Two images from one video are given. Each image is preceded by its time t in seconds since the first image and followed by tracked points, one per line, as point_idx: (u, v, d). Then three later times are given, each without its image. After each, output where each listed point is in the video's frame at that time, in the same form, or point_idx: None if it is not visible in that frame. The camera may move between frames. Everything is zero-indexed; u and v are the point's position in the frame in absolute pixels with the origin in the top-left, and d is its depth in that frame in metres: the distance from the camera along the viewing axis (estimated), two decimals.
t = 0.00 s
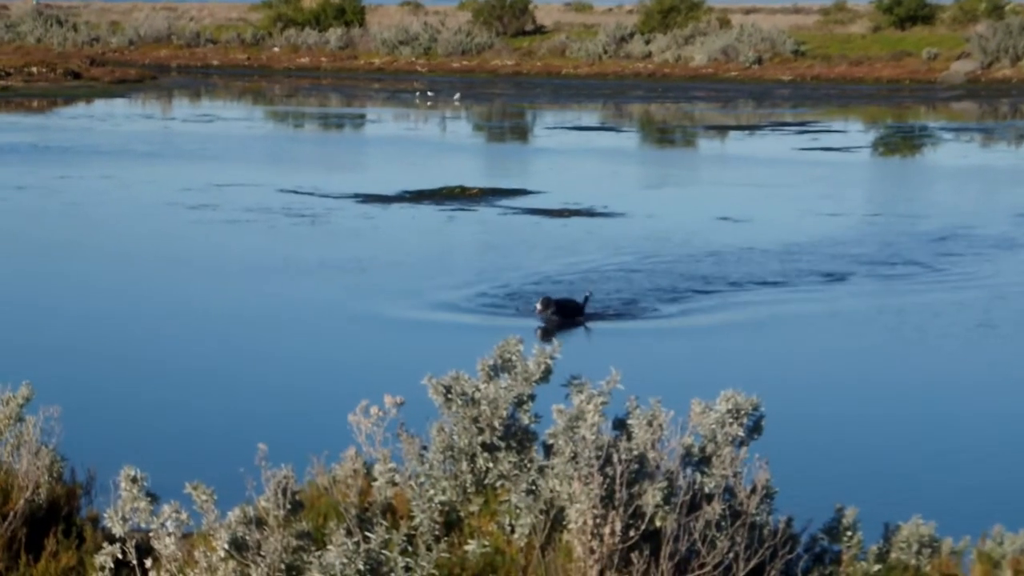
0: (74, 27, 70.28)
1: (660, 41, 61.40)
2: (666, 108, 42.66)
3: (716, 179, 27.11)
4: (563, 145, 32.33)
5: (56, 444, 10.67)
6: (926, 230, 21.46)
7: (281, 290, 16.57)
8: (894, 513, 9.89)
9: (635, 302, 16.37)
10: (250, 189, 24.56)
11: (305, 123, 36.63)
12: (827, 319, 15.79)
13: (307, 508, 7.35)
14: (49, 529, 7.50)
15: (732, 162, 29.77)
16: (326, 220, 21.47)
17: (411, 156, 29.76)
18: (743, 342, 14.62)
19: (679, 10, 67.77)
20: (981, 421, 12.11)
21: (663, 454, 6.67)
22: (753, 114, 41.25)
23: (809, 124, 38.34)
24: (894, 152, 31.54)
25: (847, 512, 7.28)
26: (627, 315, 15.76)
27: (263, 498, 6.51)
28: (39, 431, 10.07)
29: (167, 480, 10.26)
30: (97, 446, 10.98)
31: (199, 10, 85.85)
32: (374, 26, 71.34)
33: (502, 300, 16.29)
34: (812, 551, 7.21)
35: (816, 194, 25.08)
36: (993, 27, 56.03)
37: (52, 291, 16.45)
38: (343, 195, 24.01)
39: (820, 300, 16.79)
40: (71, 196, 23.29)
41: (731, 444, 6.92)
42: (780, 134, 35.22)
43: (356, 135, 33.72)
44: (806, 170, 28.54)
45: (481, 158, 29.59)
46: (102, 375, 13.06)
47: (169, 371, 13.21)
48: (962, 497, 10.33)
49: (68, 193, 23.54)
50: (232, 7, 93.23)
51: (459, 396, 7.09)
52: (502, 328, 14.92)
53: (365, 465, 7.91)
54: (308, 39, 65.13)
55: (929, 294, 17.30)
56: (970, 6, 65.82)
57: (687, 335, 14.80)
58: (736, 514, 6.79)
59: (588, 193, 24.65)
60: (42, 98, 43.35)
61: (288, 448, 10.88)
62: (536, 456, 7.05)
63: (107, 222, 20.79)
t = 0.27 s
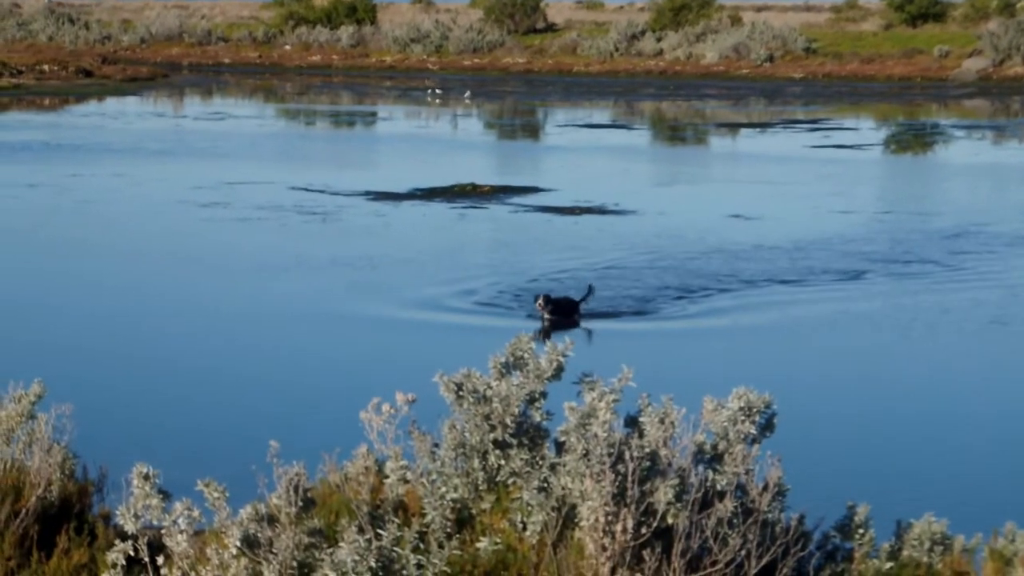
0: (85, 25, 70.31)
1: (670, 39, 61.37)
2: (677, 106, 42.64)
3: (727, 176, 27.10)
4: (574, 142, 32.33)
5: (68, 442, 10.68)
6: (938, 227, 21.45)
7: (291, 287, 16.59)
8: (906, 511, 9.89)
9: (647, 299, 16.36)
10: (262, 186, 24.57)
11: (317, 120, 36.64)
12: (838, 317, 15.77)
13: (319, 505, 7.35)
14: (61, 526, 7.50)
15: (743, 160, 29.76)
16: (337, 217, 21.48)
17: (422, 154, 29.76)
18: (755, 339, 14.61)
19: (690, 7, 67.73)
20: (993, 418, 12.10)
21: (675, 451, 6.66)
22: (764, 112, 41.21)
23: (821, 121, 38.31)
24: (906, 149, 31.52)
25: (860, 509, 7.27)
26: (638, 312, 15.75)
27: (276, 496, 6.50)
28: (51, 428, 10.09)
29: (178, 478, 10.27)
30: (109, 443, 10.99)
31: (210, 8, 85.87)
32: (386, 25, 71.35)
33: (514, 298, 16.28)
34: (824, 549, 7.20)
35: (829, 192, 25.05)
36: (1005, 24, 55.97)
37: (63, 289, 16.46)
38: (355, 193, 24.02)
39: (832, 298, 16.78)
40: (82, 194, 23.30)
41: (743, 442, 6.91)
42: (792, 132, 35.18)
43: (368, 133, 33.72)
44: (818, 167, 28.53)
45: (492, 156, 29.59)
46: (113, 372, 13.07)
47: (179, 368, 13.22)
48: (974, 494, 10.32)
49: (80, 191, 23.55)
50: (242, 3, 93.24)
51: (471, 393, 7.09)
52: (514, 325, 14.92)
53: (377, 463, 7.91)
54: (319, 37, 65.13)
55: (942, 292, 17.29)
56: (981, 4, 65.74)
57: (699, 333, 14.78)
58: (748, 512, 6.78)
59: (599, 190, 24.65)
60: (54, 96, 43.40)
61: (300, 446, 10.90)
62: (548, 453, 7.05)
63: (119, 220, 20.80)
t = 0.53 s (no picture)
0: (92, 21, 70.39)
1: (676, 36, 61.32)
2: (682, 104, 42.62)
3: (732, 174, 27.12)
4: (581, 139, 32.36)
5: (73, 438, 10.68)
6: (943, 225, 21.45)
7: (296, 284, 16.60)
8: (909, 508, 9.91)
9: (652, 296, 16.36)
10: (267, 183, 24.60)
11: (322, 117, 36.67)
12: (844, 315, 15.76)
13: (324, 502, 7.35)
14: (65, 522, 7.51)
15: (748, 157, 29.74)
16: (342, 214, 21.48)
17: (428, 151, 29.78)
18: (760, 337, 14.60)
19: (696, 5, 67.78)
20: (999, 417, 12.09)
21: (680, 448, 6.66)
22: (770, 110, 41.17)
23: (826, 119, 38.32)
24: (911, 147, 31.52)
25: (866, 509, 7.28)
26: (643, 309, 15.76)
27: (281, 492, 6.49)
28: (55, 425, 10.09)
29: (183, 475, 10.28)
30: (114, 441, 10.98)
31: (216, 5, 85.88)
32: (391, 21, 71.36)
33: (519, 295, 16.28)
34: (829, 546, 7.19)
35: (834, 190, 25.03)
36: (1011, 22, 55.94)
37: (68, 285, 16.46)
38: (360, 189, 24.04)
39: (837, 295, 16.77)
40: (87, 191, 23.33)
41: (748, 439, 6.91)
42: (797, 130, 35.14)
43: (374, 130, 33.76)
44: (823, 164, 28.53)
45: (498, 153, 29.62)
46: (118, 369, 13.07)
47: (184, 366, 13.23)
48: (979, 491, 10.33)
49: (86, 188, 23.56)
50: None
51: (476, 390, 7.10)
52: (519, 322, 14.92)
53: (381, 459, 7.92)
54: (325, 33, 65.17)
55: (948, 289, 17.28)
56: (987, 2, 65.66)
57: (703, 330, 14.77)
58: (753, 509, 6.79)
59: (603, 187, 24.66)
60: (59, 92, 43.41)
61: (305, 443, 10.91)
62: (553, 450, 7.05)
63: (124, 216, 20.82)
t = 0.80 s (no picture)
0: (93, 18, 70.40)
1: (676, 35, 61.30)
2: (683, 101, 42.62)
3: (732, 172, 27.11)
4: (581, 137, 32.36)
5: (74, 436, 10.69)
6: (943, 223, 21.45)
7: (296, 281, 16.62)
8: (910, 506, 9.92)
9: (653, 295, 16.35)
10: (268, 180, 24.60)
11: (323, 115, 36.67)
12: (844, 313, 15.75)
13: (324, 499, 7.36)
14: (66, 519, 7.52)
15: (748, 155, 29.75)
16: (343, 211, 21.48)
17: (428, 148, 29.77)
18: (760, 335, 14.60)
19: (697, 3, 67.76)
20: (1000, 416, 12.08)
21: (681, 446, 6.66)
22: (770, 108, 41.17)
23: (826, 117, 38.31)
24: (911, 145, 31.52)
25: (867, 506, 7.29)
26: (644, 307, 15.75)
27: (282, 490, 6.48)
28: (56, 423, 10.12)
29: (184, 473, 10.30)
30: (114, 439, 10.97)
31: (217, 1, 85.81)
32: (392, 19, 71.33)
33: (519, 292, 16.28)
34: (830, 544, 7.20)
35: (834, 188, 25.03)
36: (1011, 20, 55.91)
37: (67, 282, 16.47)
38: (360, 187, 24.04)
39: (838, 293, 16.76)
40: (88, 188, 23.33)
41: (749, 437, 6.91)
42: (798, 128, 35.13)
43: (374, 127, 33.75)
44: (823, 163, 28.53)
45: (497, 151, 29.61)
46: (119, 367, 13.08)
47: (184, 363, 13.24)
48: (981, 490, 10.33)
49: (86, 185, 23.56)
50: None
51: (477, 388, 7.09)
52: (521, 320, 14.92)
53: (381, 456, 7.92)
54: (325, 31, 65.15)
55: (948, 288, 17.28)
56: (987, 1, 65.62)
57: (703, 329, 14.77)
58: (753, 506, 6.79)
59: (603, 186, 24.65)
60: (59, 90, 43.43)
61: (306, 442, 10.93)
62: (554, 448, 7.05)
63: (124, 213, 20.82)
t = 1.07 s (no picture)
0: (90, 15, 70.33)
1: (675, 31, 61.29)
2: (681, 98, 42.61)
3: (731, 168, 27.10)
4: (579, 134, 32.35)
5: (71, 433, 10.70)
6: (941, 220, 21.45)
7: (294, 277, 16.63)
8: (908, 501, 9.92)
9: (652, 291, 16.35)
10: (266, 177, 24.60)
11: (321, 111, 36.64)
12: (845, 310, 15.75)
13: (323, 496, 7.35)
14: (64, 516, 7.52)
15: (746, 151, 29.75)
16: (341, 208, 21.47)
17: (426, 145, 29.75)
18: (760, 331, 14.59)
19: None
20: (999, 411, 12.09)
21: (679, 442, 6.66)
22: (769, 104, 41.15)
23: (825, 113, 38.31)
24: (910, 142, 31.51)
25: (865, 503, 7.29)
26: (643, 304, 15.74)
27: (280, 487, 6.47)
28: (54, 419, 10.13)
29: (183, 470, 10.32)
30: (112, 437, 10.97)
31: None
32: (390, 16, 71.27)
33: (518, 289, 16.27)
34: (828, 540, 7.19)
35: (832, 184, 25.02)
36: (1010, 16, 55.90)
37: (64, 279, 16.44)
38: (358, 184, 24.03)
39: (837, 290, 16.76)
40: (86, 185, 23.33)
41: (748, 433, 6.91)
42: (797, 124, 35.12)
43: (372, 124, 33.73)
44: (821, 159, 28.51)
45: (495, 147, 29.59)
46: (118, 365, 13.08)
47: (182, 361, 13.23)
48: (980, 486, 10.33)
49: (84, 182, 23.54)
50: None
51: (475, 384, 7.10)
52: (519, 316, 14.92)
53: (380, 452, 7.93)
54: (324, 28, 65.07)
55: (947, 284, 17.27)
56: None
57: (703, 325, 14.76)
58: (751, 502, 6.79)
59: (602, 182, 24.65)
60: (58, 86, 43.42)
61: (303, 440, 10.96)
62: (552, 444, 7.05)
63: (122, 210, 20.82)
